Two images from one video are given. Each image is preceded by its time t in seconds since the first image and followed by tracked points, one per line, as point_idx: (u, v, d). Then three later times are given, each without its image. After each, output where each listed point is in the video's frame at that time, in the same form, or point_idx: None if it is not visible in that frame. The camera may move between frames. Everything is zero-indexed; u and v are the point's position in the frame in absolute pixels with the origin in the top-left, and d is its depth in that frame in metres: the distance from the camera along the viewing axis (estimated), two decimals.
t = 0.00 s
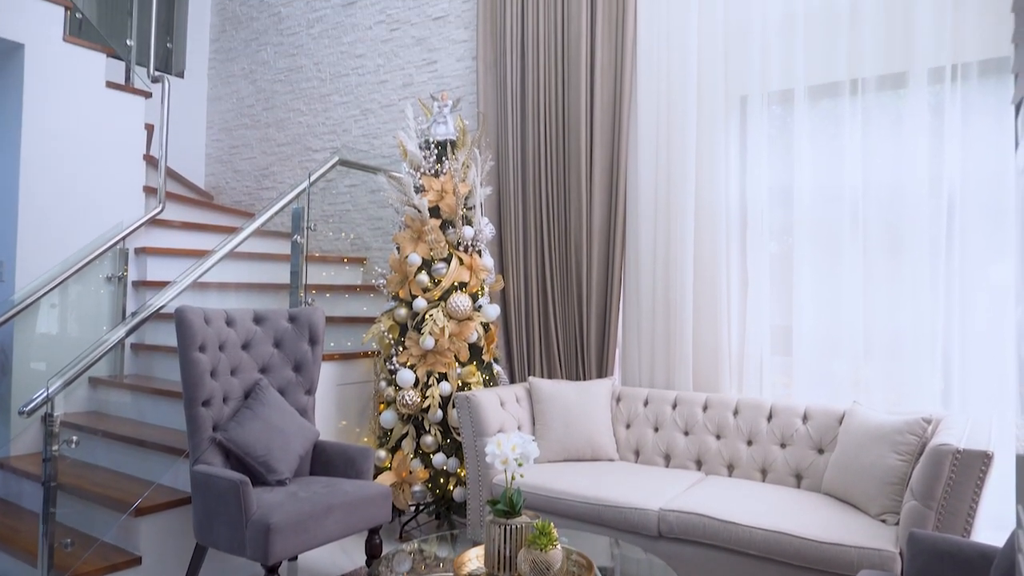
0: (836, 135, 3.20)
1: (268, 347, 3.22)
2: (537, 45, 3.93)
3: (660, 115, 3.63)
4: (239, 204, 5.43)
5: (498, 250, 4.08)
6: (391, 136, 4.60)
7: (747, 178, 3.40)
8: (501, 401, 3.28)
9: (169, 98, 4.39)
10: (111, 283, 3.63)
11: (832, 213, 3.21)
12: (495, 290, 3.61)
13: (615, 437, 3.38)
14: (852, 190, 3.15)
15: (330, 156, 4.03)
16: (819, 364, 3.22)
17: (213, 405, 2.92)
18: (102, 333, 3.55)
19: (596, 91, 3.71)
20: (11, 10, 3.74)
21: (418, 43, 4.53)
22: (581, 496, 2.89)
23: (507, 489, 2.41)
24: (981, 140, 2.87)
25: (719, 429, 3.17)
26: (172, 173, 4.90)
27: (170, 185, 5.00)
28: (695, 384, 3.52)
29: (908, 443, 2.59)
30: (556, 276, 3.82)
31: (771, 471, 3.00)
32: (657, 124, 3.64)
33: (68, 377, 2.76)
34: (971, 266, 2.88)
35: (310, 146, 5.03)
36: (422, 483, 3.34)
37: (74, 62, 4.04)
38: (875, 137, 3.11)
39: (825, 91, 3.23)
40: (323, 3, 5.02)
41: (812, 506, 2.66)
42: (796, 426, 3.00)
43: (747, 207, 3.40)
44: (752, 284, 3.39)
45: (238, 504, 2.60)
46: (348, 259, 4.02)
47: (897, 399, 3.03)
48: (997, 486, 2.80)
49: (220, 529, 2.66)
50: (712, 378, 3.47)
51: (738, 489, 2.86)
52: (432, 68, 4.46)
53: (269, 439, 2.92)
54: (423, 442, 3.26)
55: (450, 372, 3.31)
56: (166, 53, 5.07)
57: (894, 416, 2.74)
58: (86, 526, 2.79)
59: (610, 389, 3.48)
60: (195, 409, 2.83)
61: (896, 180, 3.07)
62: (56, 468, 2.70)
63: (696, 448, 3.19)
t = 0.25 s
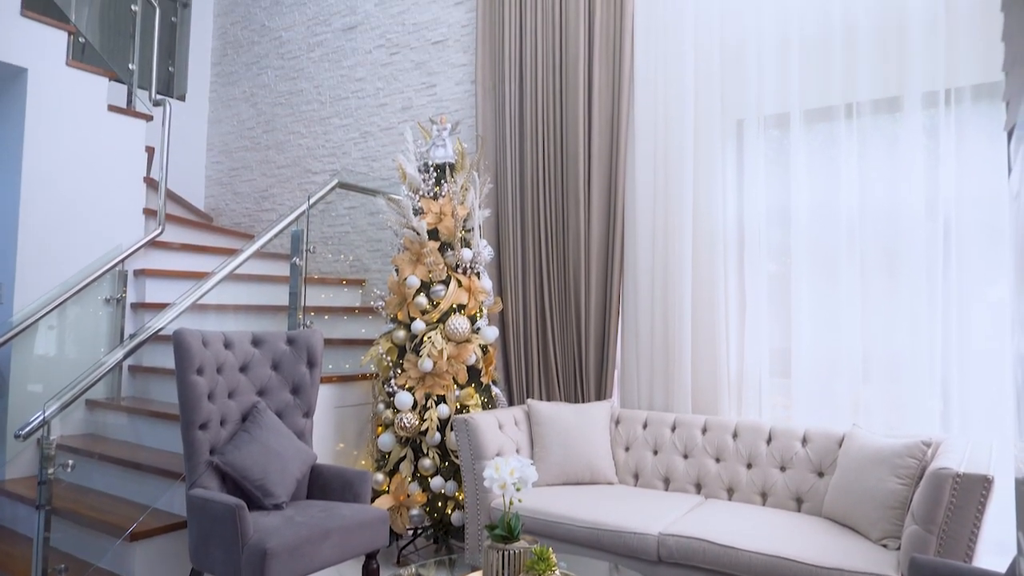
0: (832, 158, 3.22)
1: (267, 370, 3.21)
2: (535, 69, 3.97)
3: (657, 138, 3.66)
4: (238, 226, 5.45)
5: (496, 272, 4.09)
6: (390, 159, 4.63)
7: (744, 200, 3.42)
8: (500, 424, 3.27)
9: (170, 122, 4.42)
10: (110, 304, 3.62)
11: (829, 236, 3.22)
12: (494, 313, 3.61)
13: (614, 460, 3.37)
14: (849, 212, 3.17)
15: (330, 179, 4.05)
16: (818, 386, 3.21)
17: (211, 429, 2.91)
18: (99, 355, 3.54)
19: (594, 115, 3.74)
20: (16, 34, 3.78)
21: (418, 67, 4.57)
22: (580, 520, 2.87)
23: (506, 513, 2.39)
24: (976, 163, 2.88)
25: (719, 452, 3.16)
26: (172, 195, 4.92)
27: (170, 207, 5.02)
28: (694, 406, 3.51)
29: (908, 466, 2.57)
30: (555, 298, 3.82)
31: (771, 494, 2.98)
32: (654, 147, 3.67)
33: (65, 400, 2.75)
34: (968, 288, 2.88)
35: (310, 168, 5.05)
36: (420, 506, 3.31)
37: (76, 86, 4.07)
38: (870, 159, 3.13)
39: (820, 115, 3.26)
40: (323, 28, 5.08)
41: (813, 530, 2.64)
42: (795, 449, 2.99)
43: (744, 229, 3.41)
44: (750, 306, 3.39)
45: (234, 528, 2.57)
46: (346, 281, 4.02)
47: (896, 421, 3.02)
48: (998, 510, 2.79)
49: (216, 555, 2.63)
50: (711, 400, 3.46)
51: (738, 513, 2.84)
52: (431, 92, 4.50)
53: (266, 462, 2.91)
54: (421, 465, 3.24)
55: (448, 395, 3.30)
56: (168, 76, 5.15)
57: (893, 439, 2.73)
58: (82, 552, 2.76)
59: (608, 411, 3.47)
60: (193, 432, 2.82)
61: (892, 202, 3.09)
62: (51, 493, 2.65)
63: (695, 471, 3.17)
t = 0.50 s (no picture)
0: (828, 182, 3.24)
1: (265, 393, 3.21)
2: (533, 93, 4.01)
3: (654, 161, 3.68)
4: (238, 248, 5.46)
5: (495, 295, 4.09)
6: (389, 182, 4.66)
7: (741, 223, 3.44)
8: (498, 448, 3.26)
9: (170, 145, 4.45)
10: (107, 327, 3.61)
11: (826, 259, 3.23)
12: (493, 335, 3.61)
13: (613, 484, 3.35)
14: (845, 235, 3.19)
15: (329, 201, 4.07)
16: (817, 409, 3.21)
17: (207, 453, 2.89)
18: (96, 378, 3.53)
19: (592, 139, 3.76)
20: (19, 59, 3.81)
21: (417, 91, 4.61)
22: (579, 545, 2.85)
23: (504, 539, 2.37)
24: (970, 187, 2.90)
25: (718, 475, 3.14)
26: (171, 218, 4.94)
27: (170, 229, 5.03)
28: (693, 429, 3.50)
29: (908, 490, 2.56)
30: (553, 320, 3.81)
31: (771, 519, 2.96)
32: (652, 170, 3.69)
33: (63, 424, 2.74)
34: (965, 310, 2.88)
35: (309, 190, 5.08)
36: (418, 530, 3.29)
37: (78, 109, 4.10)
38: (866, 183, 3.16)
39: (816, 139, 3.29)
40: (324, 52, 5.14)
41: (813, 555, 2.62)
42: (795, 472, 2.98)
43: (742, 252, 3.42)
44: (748, 329, 3.39)
45: (230, 554, 2.55)
46: (345, 302, 4.01)
47: (896, 444, 3.01)
48: (1000, 535, 2.76)
49: None
50: (710, 423, 3.45)
51: (737, 538, 2.82)
52: (430, 115, 4.54)
53: (263, 487, 2.89)
54: (419, 489, 3.23)
55: (446, 418, 3.29)
56: (171, 101, 5.21)
57: (893, 463, 2.72)
58: None
59: (607, 435, 3.46)
60: (189, 457, 2.81)
61: (889, 226, 3.10)
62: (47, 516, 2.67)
63: (695, 495, 3.16)
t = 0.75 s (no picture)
0: (825, 208, 3.26)
1: (262, 420, 3.19)
2: (532, 120, 4.04)
3: (652, 187, 3.71)
4: (237, 273, 5.47)
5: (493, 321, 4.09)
6: (388, 208, 4.67)
7: (739, 248, 3.45)
8: (497, 475, 3.24)
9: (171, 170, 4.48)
10: (105, 352, 3.60)
11: (824, 285, 3.24)
12: (491, 361, 3.60)
13: (612, 512, 3.32)
14: (843, 262, 3.20)
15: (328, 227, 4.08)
16: (817, 436, 3.19)
17: (203, 481, 2.87)
18: (93, 403, 3.51)
19: (590, 165, 3.79)
20: (23, 86, 3.85)
21: (416, 117, 4.65)
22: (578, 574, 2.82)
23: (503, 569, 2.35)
24: (966, 214, 2.92)
25: (718, 503, 3.12)
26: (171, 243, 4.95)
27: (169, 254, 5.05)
28: (693, 456, 3.48)
29: (909, 518, 2.54)
30: (552, 346, 3.81)
31: (771, 548, 2.93)
32: (649, 196, 3.71)
33: (58, 450, 2.76)
34: (963, 336, 2.87)
35: (309, 216, 5.09)
36: (415, 559, 3.26)
37: (80, 136, 4.13)
38: (862, 209, 3.17)
39: (812, 166, 3.31)
40: (324, 79, 5.19)
41: None
42: (796, 500, 2.96)
43: (739, 278, 3.43)
44: (747, 355, 3.39)
45: None
46: (343, 328, 3.98)
47: (897, 472, 2.99)
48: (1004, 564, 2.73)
49: None
50: (710, 450, 3.43)
51: (738, 567, 2.79)
52: (429, 142, 4.57)
53: (259, 515, 2.86)
54: (417, 517, 3.20)
55: (444, 445, 3.28)
56: (171, 127, 5.47)
57: (894, 491, 2.70)
58: None
59: (606, 461, 3.44)
60: (185, 485, 2.78)
61: (886, 252, 3.11)
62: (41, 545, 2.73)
63: (695, 522, 3.13)
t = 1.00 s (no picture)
0: (821, 234, 3.28)
1: (258, 447, 3.16)
2: (529, 146, 4.08)
3: (649, 212, 3.73)
4: (235, 297, 5.46)
5: (491, 346, 4.07)
6: (386, 233, 4.69)
7: (736, 273, 3.45)
8: (495, 501, 3.21)
9: (170, 196, 4.50)
10: (101, 377, 3.57)
11: (821, 309, 3.24)
12: (489, 386, 3.59)
13: (611, 539, 3.29)
14: (840, 287, 3.21)
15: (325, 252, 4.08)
16: (816, 462, 3.17)
17: (198, 508, 2.84)
18: (89, 429, 3.48)
19: (587, 191, 3.81)
20: (24, 113, 3.89)
21: (415, 143, 4.69)
22: None
23: None
24: (962, 239, 2.93)
25: (718, 530, 3.09)
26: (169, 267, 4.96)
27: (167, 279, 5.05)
28: (692, 482, 3.45)
29: (912, 546, 2.52)
30: (550, 371, 3.80)
31: None
32: (646, 222, 3.74)
33: (53, 476, 2.73)
34: (961, 361, 2.87)
35: (307, 241, 5.10)
36: None
37: (80, 161, 4.16)
38: (859, 234, 3.19)
39: (808, 191, 3.33)
40: (324, 105, 5.23)
41: None
42: (796, 527, 2.93)
43: (737, 303, 3.43)
44: (745, 380, 3.38)
45: None
46: (340, 353, 3.95)
47: (898, 498, 2.97)
48: None
49: None
50: (709, 476, 3.40)
51: None
52: (427, 167, 4.60)
53: (254, 543, 2.83)
54: (414, 545, 3.17)
55: (442, 471, 3.25)
56: (171, 151, 5.50)
57: (895, 518, 2.68)
58: None
59: (605, 488, 3.41)
60: (180, 513, 2.76)
61: (883, 277, 3.12)
62: None
63: (695, 550, 3.10)
